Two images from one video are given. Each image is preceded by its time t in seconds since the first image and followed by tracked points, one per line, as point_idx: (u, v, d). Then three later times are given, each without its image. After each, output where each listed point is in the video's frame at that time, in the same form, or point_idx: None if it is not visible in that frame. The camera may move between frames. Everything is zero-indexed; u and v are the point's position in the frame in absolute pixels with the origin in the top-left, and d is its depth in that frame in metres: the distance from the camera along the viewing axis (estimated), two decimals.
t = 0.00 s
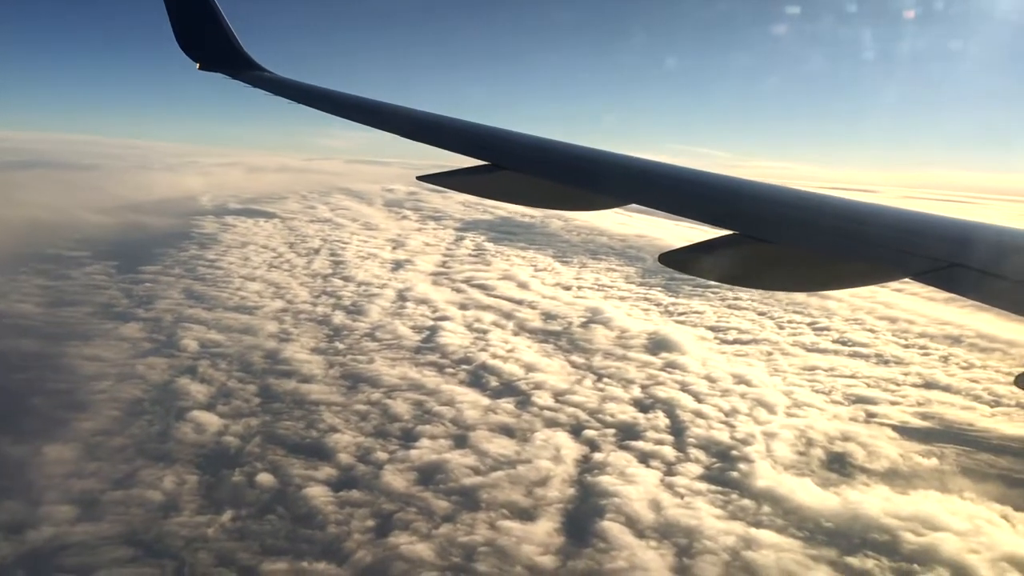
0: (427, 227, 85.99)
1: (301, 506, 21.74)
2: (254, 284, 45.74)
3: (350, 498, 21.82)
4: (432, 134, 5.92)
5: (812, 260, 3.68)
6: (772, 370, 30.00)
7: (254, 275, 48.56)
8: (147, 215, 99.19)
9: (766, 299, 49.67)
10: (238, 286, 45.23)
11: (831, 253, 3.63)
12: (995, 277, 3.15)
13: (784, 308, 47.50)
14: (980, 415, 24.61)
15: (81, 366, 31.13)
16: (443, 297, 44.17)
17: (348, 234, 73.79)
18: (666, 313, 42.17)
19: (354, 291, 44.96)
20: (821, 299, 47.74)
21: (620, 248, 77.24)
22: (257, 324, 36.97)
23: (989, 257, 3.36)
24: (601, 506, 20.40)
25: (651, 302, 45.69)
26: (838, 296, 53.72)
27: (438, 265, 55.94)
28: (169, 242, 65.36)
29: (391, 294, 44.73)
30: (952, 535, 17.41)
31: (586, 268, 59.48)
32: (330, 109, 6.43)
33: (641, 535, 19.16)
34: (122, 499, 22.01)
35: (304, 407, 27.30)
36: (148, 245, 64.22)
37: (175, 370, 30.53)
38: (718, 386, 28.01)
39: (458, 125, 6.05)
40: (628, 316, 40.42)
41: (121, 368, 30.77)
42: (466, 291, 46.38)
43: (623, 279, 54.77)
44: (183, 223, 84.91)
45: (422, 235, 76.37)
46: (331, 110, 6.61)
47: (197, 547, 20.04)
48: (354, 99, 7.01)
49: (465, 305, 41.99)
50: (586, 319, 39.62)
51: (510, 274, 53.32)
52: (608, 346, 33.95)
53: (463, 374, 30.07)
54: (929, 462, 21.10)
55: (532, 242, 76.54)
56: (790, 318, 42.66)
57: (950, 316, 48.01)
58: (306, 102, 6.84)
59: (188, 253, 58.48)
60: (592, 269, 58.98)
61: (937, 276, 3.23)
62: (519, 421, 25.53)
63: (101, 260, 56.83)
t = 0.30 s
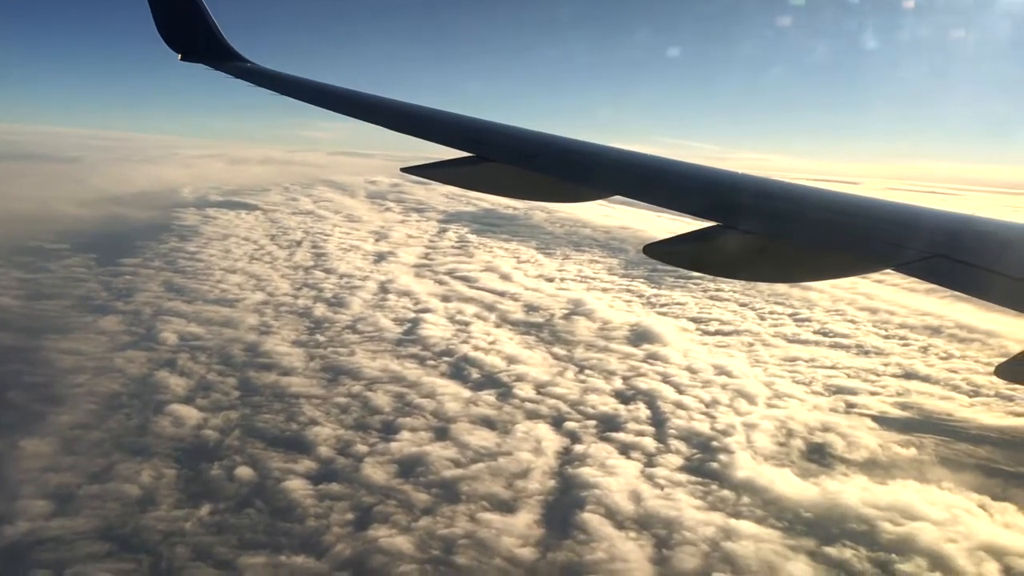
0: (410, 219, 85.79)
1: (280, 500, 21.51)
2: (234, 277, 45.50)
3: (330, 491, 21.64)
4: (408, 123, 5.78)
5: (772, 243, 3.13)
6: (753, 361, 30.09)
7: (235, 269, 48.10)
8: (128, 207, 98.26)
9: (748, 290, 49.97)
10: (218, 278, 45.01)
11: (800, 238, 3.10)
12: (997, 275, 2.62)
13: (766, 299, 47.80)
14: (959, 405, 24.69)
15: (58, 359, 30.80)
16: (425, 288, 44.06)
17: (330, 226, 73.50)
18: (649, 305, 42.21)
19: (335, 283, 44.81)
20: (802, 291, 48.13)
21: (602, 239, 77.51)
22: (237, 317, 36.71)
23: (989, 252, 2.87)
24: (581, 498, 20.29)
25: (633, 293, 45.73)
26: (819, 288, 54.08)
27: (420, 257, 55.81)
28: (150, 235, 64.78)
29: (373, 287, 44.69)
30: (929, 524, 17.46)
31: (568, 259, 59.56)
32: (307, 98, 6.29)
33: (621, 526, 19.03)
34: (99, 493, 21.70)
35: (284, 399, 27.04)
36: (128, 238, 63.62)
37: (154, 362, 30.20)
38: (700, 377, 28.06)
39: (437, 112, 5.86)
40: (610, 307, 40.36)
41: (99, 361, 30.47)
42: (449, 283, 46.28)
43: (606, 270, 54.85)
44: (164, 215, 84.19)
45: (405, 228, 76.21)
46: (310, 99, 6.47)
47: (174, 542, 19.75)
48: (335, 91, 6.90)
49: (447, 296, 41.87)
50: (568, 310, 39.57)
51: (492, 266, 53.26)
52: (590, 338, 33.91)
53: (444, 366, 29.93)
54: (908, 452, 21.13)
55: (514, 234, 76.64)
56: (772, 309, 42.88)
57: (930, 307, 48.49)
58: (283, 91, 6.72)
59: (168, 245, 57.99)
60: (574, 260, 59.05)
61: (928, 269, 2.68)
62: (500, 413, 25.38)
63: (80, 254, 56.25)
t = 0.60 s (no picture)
0: (391, 209, 85.36)
1: (257, 492, 21.25)
2: (213, 268, 45.23)
3: (308, 483, 21.43)
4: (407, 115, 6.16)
5: (774, 237, 3.70)
6: (733, 350, 30.25)
7: (214, 259, 48.54)
8: (108, 199, 97.00)
9: (729, 279, 50.25)
10: (197, 269, 44.80)
11: (798, 231, 3.69)
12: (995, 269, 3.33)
13: (746, 287, 48.10)
14: (937, 392, 24.79)
15: (33, 352, 30.43)
16: (406, 279, 43.92)
17: (311, 217, 73.03)
18: (630, 294, 42.25)
19: (315, 274, 44.55)
20: (782, 279, 48.48)
21: (584, 228, 77.55)
22: (215, 308, 36.38)
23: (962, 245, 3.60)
24: (560, 487, 20.17)
25: (614, 282, 45.68)
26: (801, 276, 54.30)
27: (402, 248, 55.51)
28: (127, 226, 64.13)
29: (354, 277, 44.46)
30: (906, 510, 17.43)
31: (549, 249, 59.52)
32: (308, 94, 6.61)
33: (599, 515, 18.89)
34: (73, 487, 21.38)
35: (263, 391, 26.75)
36: (106, 230, 62.94)
37: (131, 355, 29.82)
38: (680, 365, 28.16)
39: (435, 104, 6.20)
40: (592, 296, 40.28)
41: (74, 354, 30.14)
42: (430, 272, 46.09)
43: (588, 259, 54.86)
44: (144, 206, 83.15)
45: (387, 218, 75.82)
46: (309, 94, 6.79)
47: (149, 535, 19.45)
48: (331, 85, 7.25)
49: (428, 287, 41.68)
50: (549, 300, 39.48)
51: (474, 256, 53.07)
52: (570, 327, 33.86)
53: (424, 356, 29.77)
54: (886, 439, 21.23)
55: (496, 224, 76.44)
56: (752, 297, 43.12)
57: (910, 295, 48.88)
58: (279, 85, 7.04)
59: (147, 236, 57.41)
60: (557, 250, 58.96)
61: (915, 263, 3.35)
62: (480, 403, 25.22)
63: (56, 246, 55.64)
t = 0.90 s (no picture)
0: (377, 201, 85.26)
1: (239, 486, 21.02)
2: (197, 262, 45.22)
3: (291, 477, 21.24)
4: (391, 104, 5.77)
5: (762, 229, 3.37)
6: (717, 341, 30.41)
7: (197, 252, 48.48)
8: (91, 192, 96.27)
9: (715, 270, 50.44)
10: (180, 263, 44.74)
11: (799, 224, 3.31)
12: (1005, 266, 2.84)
13: (731, 278, 48.32)
14: (919, 381, 25.00)
15: (13, 347, 30.15)
16: (391, 271, 43.91)
17: (296, 209, 72.86)
18: (616, 286, 42.26)
19: (299, 267, 44.46)
20: (767, 270, 48.73)
21: (569, 219, 77.71)
22: (199, 302, 36.20)
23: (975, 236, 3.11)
24: (544, 480, 20.04)
25: (600, 274, 45.69)
26: (786, 267, 54.57)
27: (387, 240, 55.36)
28: (110, 220, 63.74)
29: (338, 270, 44.39)
30: (888, 499, 17.44)
31: (535, 241, 59.58)
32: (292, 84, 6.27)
33: (583, 507, 18.77)
34: (53, 483, 21.09)
35: (246, 384, 26.54)
36: (88, 224, 62.56)
37: (112, 349, 29.59)
38: (665, 357, 28.23)
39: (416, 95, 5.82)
40: (577, 288, 40.24)
41: (55, 348, 29.94)
42: (415, 265, 46.06)
43: (573, 251, 54.93)
44: (127, 199, 82.64)
45: (372, 210, 75.70)
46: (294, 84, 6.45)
47: (129, 530, 19.23)
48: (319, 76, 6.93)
49: (413, 279, 41.65)
50: (535, 291, 39.46)
51: (459, 248, 53.01)
52: (555, 319, 33.82)
53: (408, 349, 29.67)
54: (869, 429, 21.32)
55: (482, 215, 76.48)
56: (737, 288, 43.48)
57: (895, 286, 49.30)
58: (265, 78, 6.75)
59: (130, 230, 57.12)
60: (543, 242, 58.96)
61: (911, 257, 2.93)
62: (465, 395, 25.10)
63: (38, 240, 55.23)
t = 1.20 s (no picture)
0: (363, 195, 85.13)
1: (222, 482, 20.79)
2: (182, 256, 45.21)
3: (274, 472, 20.98)
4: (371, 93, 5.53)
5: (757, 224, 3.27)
6: (703, 333, 30.53)
7: (182, 247, 48.35)
8: (76, 187, 95.70)
9: (702, 261, 50.62)
10: (165, 257, 44.72)
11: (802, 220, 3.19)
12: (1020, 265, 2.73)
13: (718, 270, 48.49)
14: (904, 372, 25.16)
15: None
16: (377, 265, 43.93)
17: (282, 203, 72.64)
18: (602, 278, 42.30)
19: (285, 262, 44.37)
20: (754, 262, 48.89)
21: (556, 212, 77.83)
22: (183, 297, 36.02)
23: (978, 231, 3.03)
24: (529, 474, 19.87)
25: (586, 266, 45.70)
26: (773, 259, 54.76)
27: (373, 234, 55.27)
28: (95, 214, 63.33)
29: (324, 263, 44.28)
30: (871, 491, 17.39)
31: (522, 234, 59.60)
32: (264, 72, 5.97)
33: (567, 500, 18.62)
34: (34, 479, 20.73)
35: (230, 379, 26.34)
36: (72, 218, 62.17)
37: (95, 345, 29.39)
38: (651, 349, 28.28)
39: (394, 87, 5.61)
40: (564, 281, 40.20)
41: (37, 344, 29.73)
42: (401, 258, 46.05)
43: (560, 243, 54.97)
44: (112, 194, 82.24)
45: (359, 203, 75.51)
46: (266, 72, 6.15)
47: (111, 527, 19.02)
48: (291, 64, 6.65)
49: (399, 273, 41.65)
50: (521, 285, 39.44)
51: (446, 242, 52.98)
52: (541, 312, 33.79)
53: (394, 343, 29.59)
54: (854, 420, 21.33)
55: (470, 208, 76.46)
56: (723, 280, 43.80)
57: (881, 278, 49.65)
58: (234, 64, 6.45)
59: (114, 224, 56.86)
60: (530, 235, 58.99)
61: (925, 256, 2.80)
62: (450, 389, 24.97)
63: (20, 235, 54.82)
